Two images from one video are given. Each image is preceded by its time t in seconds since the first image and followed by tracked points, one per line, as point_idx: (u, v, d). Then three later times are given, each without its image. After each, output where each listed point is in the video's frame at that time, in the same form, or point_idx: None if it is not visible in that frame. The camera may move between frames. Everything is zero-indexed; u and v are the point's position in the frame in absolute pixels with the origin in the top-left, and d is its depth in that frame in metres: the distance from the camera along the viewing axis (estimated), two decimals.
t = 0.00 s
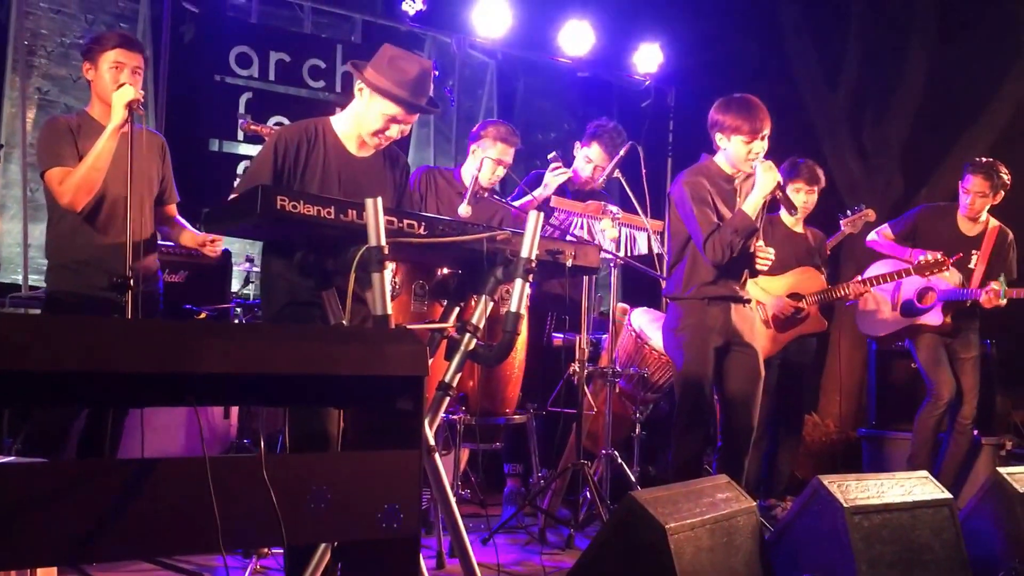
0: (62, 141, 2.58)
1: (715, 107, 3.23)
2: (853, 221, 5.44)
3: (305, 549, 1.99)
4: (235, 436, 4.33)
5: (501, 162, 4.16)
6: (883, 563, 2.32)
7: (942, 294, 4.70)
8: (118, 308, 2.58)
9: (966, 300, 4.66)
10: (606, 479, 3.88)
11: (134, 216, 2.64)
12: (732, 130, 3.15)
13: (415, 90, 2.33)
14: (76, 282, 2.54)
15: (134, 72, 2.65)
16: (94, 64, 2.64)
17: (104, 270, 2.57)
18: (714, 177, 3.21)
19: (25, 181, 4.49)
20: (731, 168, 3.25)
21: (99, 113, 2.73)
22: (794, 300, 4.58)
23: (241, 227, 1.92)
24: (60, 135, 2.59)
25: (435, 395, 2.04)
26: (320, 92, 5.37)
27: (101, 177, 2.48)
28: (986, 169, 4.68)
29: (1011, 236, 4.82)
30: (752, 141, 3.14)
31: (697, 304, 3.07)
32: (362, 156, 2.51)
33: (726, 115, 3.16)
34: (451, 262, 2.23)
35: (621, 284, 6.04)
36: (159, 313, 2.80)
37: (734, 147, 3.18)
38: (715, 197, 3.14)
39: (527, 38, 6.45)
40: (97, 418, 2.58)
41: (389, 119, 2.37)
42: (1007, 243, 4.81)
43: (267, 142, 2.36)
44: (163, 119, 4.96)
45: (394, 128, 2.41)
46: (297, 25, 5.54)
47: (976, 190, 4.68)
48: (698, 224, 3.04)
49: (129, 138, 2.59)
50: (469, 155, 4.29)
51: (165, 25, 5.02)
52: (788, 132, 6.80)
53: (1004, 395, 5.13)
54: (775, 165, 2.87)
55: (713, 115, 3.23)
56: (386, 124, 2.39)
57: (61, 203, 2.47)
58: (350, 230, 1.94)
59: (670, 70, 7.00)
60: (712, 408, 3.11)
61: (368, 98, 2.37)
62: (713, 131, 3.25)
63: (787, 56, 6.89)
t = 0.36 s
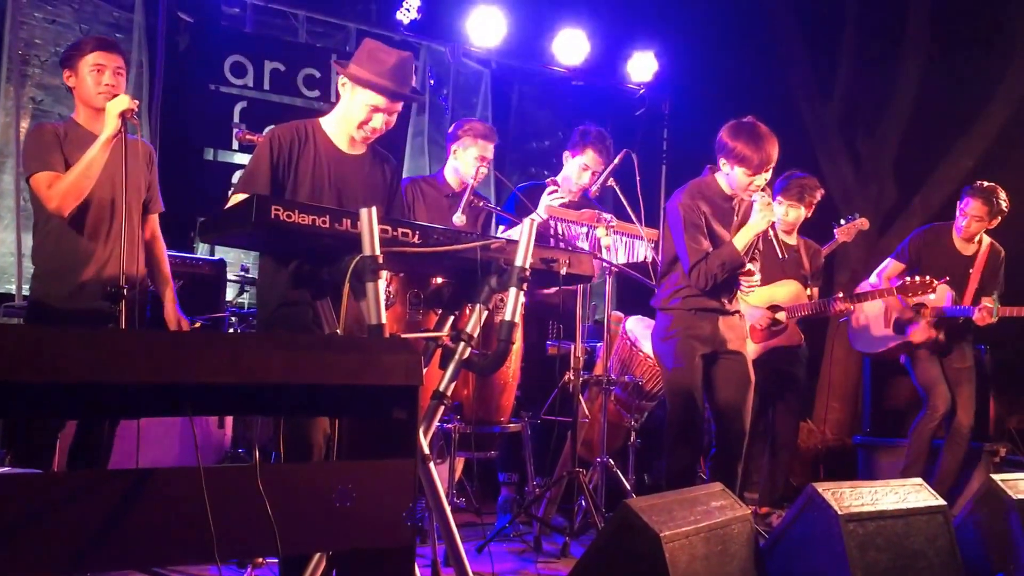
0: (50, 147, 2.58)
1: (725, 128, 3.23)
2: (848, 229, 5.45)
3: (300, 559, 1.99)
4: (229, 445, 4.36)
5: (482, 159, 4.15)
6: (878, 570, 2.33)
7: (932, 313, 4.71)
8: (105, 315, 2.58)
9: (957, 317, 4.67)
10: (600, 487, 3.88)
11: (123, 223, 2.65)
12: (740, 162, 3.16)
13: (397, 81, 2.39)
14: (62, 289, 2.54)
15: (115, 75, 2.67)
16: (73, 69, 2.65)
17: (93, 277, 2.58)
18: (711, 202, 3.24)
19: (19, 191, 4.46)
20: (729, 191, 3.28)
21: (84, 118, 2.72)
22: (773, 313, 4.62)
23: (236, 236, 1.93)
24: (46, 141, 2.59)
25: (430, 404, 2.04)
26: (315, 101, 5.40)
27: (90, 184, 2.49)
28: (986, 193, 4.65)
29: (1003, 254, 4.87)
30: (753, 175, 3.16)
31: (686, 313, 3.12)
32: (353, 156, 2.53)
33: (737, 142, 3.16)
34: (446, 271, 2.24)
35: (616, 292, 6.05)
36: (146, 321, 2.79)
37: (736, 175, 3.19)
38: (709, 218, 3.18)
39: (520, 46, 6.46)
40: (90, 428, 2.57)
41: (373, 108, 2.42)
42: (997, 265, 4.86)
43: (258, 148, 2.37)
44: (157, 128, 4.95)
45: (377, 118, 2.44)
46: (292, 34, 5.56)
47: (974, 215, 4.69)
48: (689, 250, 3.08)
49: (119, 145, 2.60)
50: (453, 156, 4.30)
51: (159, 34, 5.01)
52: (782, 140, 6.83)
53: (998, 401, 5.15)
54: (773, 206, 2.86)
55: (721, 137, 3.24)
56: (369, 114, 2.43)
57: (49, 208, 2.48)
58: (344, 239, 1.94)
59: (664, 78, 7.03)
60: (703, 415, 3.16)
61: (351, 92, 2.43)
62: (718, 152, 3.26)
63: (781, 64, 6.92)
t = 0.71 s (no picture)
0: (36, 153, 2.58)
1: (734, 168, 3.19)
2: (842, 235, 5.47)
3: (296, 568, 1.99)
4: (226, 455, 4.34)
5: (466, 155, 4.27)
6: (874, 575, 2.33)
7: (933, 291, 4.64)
8: (94, 323, 2.58)
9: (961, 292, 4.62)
10: (597, 493, 3.89)
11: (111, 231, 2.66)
12: (743, 213, 3.16)
13: (380, 69, 2.50)
14: (50, 298, 2.54)
15: (99, 78, 2.71)
16: (56, 75, 2.68)
17: (83, 285, 2.58)
18: (706, 232, 3.29)
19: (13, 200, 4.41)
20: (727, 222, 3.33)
21: (68, 123, 2.73)
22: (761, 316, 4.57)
23: (230, 245, 1.93)
24: (32, 148, 2.59)
25: (425, 411, 2.04)
26: (311, 109, 5.42)
27: (81, 191, 2.49)
28: (970, 160, 4.71)
29: (997, 238, 4.86)
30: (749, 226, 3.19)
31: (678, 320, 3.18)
32: (349, 160, 2.56)
33: (743, 190, 3.13)
34: (441, 278, 2.24)
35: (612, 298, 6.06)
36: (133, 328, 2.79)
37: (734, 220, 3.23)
38: (700, 246, 3.27)
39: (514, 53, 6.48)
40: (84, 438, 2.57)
41: (360, 98, 2.49)
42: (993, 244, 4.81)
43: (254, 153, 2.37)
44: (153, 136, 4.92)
45: (365, 108, 2.50)
46: (288, 42, 5.50)
47: (959, 180, 4.72)
48: (675, 278, 3.21)
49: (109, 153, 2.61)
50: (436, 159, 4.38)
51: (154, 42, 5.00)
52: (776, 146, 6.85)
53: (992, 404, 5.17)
54: (766, 255, 3.00)
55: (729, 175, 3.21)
56: (357, 104, 2.50)
57: (39, 216, 2.47)
58: (340, 247, 1.94)
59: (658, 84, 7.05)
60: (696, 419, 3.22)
61: (338, 88, 2.52)
62: (723, 186, 3.25)
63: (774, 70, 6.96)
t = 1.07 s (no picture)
0: (25, 162, 2.58)
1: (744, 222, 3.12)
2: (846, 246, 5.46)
3: None
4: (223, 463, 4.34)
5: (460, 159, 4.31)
6: None
7: (930, 285, 4.71)
8: (85, 331, 2.58)
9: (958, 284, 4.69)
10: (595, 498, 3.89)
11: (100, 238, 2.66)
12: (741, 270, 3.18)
13: (376, 75, 2.51)
14: (40, 307, 2.54)
15: (89, 87, 2.73)
16: (45, 80, 2.69)
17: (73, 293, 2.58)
18: (703, 262, 3.30)
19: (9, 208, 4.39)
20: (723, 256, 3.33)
21: (51, 130, 2.73)
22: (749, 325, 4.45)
23: (227, 252, 1.93)
24: (17, 156, 2.58)
25: (423, 418, 2.04)
26: (308, 115, 5.45)
27: (71, 198, 2.49)
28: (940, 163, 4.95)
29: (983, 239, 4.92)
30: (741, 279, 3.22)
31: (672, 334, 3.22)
32: (347, 168, 2.57)
33: (747, 248, 3.12)
34: (438, 284, 2.25)
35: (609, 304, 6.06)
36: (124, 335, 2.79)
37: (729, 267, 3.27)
38: (696, 275, 3.28)
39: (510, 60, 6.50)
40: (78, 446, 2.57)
41: (356, 104, 2.50)
42: (979, 240, 4.90)
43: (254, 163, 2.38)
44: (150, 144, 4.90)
45: (362, 114, 2.51)
46: (284, 49, 5.52)
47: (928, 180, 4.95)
48: (664, 303, 3.27)
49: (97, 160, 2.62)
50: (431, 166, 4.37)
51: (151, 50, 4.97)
52: (772, 151, 6.90)
53: (989, 407, 5.18)
54: (753, 297, 2.99)
55: (737, 227, 3.15)
56: (354, 111, 2.50)
57: (30, 224, 2.46)
58: (337, 254, 1.95)
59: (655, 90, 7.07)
60: (694, 425, 3.23)
61: (335, 95, 2.52)
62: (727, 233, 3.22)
63: (770, 76, 7.00)
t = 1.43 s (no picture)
0: (22, 168, 2.59)
1: (747, 249, 3.09)
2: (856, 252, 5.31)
3: None
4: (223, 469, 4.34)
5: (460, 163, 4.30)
6: None
7: (937, 288, 4.73)
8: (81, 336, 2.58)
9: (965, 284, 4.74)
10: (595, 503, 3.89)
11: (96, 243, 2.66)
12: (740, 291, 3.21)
13: (376, 81, 2.51)
14: (36, 312, 2.54)
15: (87, 94, 2.73)
16: (43, 87, 2.68)
17: (69, 298, 2.59)
18: (703, 276, 3.32)
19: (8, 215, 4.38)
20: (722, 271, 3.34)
21: (49, 137, 2.75)
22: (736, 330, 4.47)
23: (226, 259, 1.94)
24: (15, 161, 2.59)
25: (423, 424, 2.04)
26: (306, 120, 5.46)
27: (67, 204, 2.50)
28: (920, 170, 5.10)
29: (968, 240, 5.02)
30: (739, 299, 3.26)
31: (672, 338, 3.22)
32: (347, 175, 2.58)
33: (748, 276, 3.13)
34: (438, 290, 2.25)
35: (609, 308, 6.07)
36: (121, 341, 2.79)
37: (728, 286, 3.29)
38: (695, 289, 3.30)
39: (509, 65, 6.52)
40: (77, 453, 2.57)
41: (356, 110, 2.50)
42: (966, 241, 5.00)
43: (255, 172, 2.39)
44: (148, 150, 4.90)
45: (362, 121, 2.52)
46: (283, 55, 5.51)
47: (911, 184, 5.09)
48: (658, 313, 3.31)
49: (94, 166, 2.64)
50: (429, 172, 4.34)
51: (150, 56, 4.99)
52: (771, 154, 6.91)
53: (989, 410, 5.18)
54: (748, 314, 3.02)
55: (739, 253, 3.14)
56: (354, 117, 2.51)
57: (26, 229, 2.47)
58: (336, 261, 1.95)
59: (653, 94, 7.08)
60: (695, 430, 3.23)
61: (334, 101, 2.52)
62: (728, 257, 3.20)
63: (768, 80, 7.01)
